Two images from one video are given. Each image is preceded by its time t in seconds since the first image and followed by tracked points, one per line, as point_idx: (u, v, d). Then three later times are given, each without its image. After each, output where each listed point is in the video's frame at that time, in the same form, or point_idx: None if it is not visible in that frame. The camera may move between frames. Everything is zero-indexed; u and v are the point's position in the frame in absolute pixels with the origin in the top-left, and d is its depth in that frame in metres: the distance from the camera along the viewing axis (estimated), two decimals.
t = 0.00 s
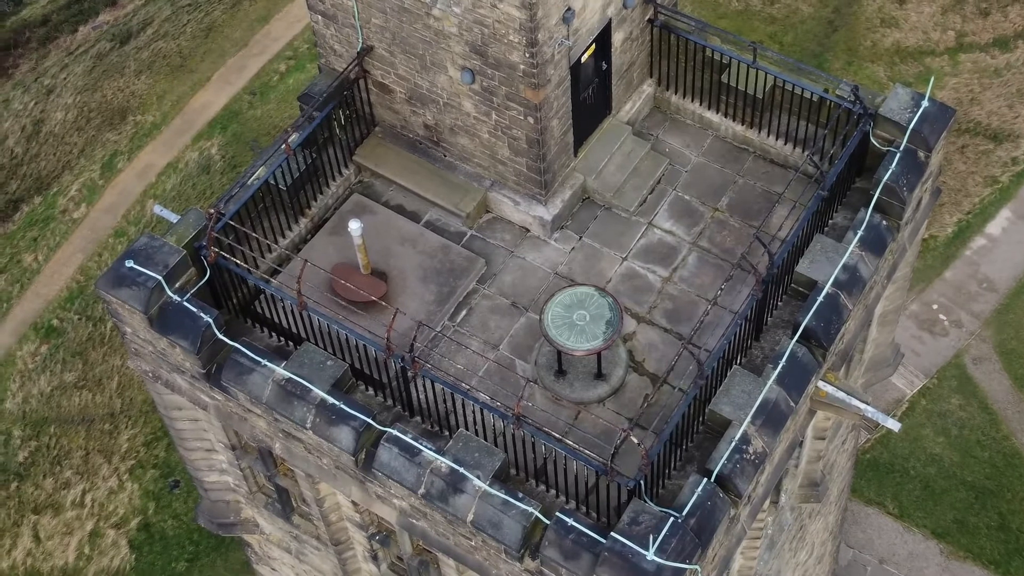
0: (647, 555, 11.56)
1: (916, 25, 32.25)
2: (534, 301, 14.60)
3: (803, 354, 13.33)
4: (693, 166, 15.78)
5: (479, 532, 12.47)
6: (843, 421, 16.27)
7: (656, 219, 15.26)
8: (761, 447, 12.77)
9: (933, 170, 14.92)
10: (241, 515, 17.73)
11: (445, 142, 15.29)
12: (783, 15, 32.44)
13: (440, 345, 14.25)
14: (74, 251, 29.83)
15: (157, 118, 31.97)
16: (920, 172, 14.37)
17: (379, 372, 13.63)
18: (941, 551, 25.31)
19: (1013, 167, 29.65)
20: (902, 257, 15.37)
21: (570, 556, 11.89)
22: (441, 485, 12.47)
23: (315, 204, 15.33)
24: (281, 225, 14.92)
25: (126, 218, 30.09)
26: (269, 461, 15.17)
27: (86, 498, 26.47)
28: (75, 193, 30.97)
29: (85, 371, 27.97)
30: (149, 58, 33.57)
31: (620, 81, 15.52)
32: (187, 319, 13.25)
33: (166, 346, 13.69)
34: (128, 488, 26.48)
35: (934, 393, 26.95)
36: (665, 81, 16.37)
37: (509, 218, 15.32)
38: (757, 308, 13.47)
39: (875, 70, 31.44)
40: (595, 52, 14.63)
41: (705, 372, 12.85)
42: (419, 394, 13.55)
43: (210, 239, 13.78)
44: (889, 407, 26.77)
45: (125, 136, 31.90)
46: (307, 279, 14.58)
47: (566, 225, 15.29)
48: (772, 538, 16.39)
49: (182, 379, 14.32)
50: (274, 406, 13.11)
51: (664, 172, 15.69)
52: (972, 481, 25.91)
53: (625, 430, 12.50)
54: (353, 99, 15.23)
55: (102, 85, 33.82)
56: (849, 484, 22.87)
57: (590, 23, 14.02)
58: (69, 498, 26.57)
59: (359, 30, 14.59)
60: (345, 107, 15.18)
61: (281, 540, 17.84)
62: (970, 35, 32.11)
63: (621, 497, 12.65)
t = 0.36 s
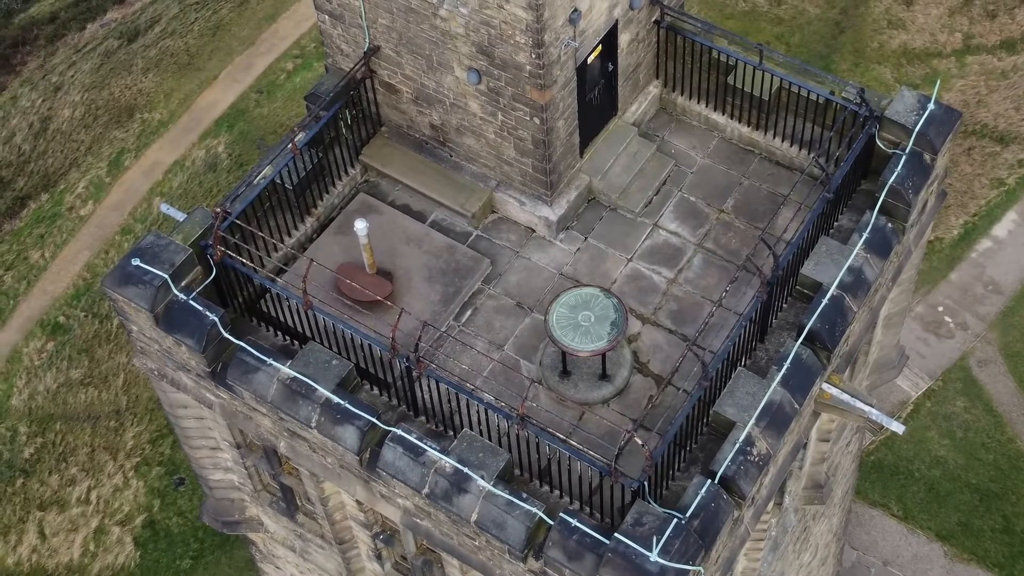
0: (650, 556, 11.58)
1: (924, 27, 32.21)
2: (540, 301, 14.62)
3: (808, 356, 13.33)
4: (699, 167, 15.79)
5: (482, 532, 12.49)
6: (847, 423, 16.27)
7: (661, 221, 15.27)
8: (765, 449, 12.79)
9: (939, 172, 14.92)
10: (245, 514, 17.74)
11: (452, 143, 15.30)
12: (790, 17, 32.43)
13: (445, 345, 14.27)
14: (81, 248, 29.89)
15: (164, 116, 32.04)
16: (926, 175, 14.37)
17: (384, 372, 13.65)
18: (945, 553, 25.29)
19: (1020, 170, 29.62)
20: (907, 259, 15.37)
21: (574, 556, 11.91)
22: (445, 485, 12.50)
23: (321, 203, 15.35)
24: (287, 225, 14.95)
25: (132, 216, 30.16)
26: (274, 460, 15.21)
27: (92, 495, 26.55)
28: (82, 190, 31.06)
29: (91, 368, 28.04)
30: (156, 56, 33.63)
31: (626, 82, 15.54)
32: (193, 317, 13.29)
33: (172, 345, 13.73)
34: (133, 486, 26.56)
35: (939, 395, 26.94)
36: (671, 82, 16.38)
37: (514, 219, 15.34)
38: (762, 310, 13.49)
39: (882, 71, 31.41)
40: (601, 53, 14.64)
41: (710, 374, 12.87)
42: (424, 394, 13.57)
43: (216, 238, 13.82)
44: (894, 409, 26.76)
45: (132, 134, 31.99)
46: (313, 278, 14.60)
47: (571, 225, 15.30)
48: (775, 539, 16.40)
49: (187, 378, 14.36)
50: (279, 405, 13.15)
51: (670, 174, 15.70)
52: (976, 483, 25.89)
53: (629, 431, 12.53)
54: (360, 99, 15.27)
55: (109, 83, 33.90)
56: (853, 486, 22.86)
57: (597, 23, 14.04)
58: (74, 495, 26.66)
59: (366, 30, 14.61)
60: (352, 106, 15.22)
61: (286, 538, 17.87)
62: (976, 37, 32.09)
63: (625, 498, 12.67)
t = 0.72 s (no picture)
0: (650, 557, 11.57)
1: (924, 26, 32.19)
2: (540, 301, 14.61)
3: (808, 356, 13.32)
4: (699, 167, 15.77)
5: (482, 532, 12.49)
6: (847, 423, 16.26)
7: (661, 220, 15.27)
8: (765, 449, 12.78)
9: (939, 172, 14.91)
10: (245, 513, 17.73)
11: (452, 142, 15.29)
12: (790, 16, 32.42)
13: (445, 345, 14.25)
14: (81, 248, 29.89)
15: (164, 115, 32.03)
16: (926, 175, 14.36)
17: (383, 371, 13.64)
18: (946, 554, 25.28)
19: (1020, 170, 29.61)
20: (908, 259, 15.36)
21: (573, 556, 11.90)
22: (444, 485, 12.49)
23: (320, 202, 15.34)
24: (286, 224, 14.94)
25: (133, 215, 30.16)
26: (273, 460, 15.20)
27: (92, 494, 26.54)
28: (82, 189, 31.05)
29: (91, 367, 28.04)
30: (157, 55, 33.63)
31: (627, 81, 15.53)
32: (192, 317, 13.29)
33: (171, 344, 13.73)
34: (133, 485, 26.55)
35: (939, 395, 26.93)
36: (671, 82, 16.36)
37: (514, 218, 15.32)
38: (762, 309, 13.48)
39: (882, 71, 31.40)
40: (601, 52, 14.63)
41: (710, 374, 12.86)
42: (424, 393, 13.56)
43: (215, 238, 13.80)
44: (895, 409, 26.74)
45: (133, 133, 31.99)
46: (312, 277, 14.59)
47: (571, 225, 15.29)
48: (775, 539, 16.38)
49: (187, 377, 14.35)
50: (278, 405, 13.15)
51: (670, 173, 15.69)
52: (977, 484, 25.88)
53: (629, 431, 12.52)
54: (360, 99, 15.27)
55: (110, 82, 33.89)
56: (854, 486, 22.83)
57: (597, 23, 14.03)
58: (74, 494, 26.65)
59: (366, 29, 14.60)
60: (352, 106, 15.22)
61: (286, 538, 17.85)
62: (977, 37, 32.06)
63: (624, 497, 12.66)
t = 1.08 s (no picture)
0: (649, 555, 11.54)
1: (924, 26, 32.16)
2: (539, 299, 14.57)
3: (808, 354, 13.30)
4: (699, 165, 15.73)
5: (481, 531, 12.45)
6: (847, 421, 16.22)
7: (661, 218, 15.23)
8: (765, 447, 12.75)
9: (939, 170, 14.87)
10: (244, 512, 17.69)
11: (451, 140, 15.25)
12: (790, 16, 32.38)
13: (444, 343, 14.21)
14: (80, 248, 29.85)
15: (164, 115, 31.99)
16: (927, 172, 14.32)
17: (382, 369, 13.60)
18: (946, 553, 25.24)
19: (1021, 170, 29.58)
20: (908, 257, 15.33)
21: (573, 554, 11.86)
22: (443, 483, 12.44)
23: (320, 200, 15.30)
24: (285, 222, 14.91)
25: (133, 215, 30.13)
26: (272, 458, 15.16)
27: (91, 494, 26.51)
28: (82, 189, 31.03)
29: (90, 367, 28.00)
30: (156, 55, 33.60)
31: (627, 79, 15.49)
32: (191, 315, 13.25)
33: (169, 342, 13.69)
34: (132, 485, 26.53)
35: (939, 394, 26.90)
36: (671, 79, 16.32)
37: (514, 216, 15.29)
38: (762, 307, 13.45)
39: (882, 70, 31.38)
40: (601, 50, 14.58)
41: (709, 371, 12.83)
42: (422, 391, 13.52)
43: (214, 235, 13.75)
44: (895, 409, 26.71)
45: (133, 133, 31.96)
46: (312, 275, 14.57)
47: (570, 222, 15.26)
48: (775, 538, 16.35)
49: (185, 375, 14.31)
50: (277, 403, 13.11)
51: (670, 171, 15.65)
52: (977, 483, 25.85)
53: (628, 429, 12.48)
54: (358, 96, 15.22)
55: (109, 82, 33.85)
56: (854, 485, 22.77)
57: (597, 20, 13.99)
58: (73, 494, 26.61)
59: (365, 27, 14.56)
60: (351, 103, 15.18)
61: (284, 537, 17.81)
62: (977, 36, 32.01)
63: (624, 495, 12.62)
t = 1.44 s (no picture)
0: (649, 552, 11.49)
1: (925, 25, 32.13)
2: (538, 296, 14.52)
3: (808, 351, 13.28)
4: (699, 162, 15.69)
5: (480, 528, 12.41)
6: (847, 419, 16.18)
7: (661, 215, 15.18)
8: (765, 444, 12.72)
9: (939, 167, 14.83)
10: (243, 510, 17.64)
11: (450, 136, 15.20)
12: (790, 15, 32.37)
13: (443, 340, 14.16)
14: (80, 247, 29.81)
15: (163, 113, 31.94)
16: (927, 169, 14.28)
17: (381, 366, 13.55)
18: (946, 552, 25.19)
19: (1021, 169, 29.53)
20: (908, 255, 15.29)
21: (572, 551, 11.82)
22: (442, 480, 12.40)
23: (319, 197, 15.24)
24: (284, 219, 14.85)
25: (132, 214, 30.10)
26: (271, 456, 15.12)
27: (91, 493, 26.46)
28: (81, 188, 31.00)
29: (89, 366, 27.95)
30: (155, 54, 33.58)
31: (626, 76, 15.44)
32: (189, 312, 13.20)
33: (168, 339, 13.64)
34: (132, 484, 26.49)
35: (940, 393, 26.86)
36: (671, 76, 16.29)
37: (513, 213, 15.24)
38: (762, 304, 13.43)
39: (882, 70, 31.35)
40: (600, 46, 14.54)
41: (710, 368, 12.79)
42: (422, 389, 13.49)
43: (212, 232, 13.69)
44: (895, 408, 26.67)
45: (132, 132, 31.93)
46: (311, 272, 14.55)
47: (570, 219, 15.21)
48: (775, 537, 16.31)
49: (183, 372, 14.27)
50: (275, 400, 13.08)
51: (670, 168, 15.61)
52: (977, 482, 25.80)
53: (628, 426, 12.44)
54: (357, 93, 15.16)
55: (108, 81, 33.83)
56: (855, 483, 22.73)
57: (596, 16, 13.95)
58: (73, 493, 26.57)
59: (364, 23, 14.51)
60: (349, 100, 15.11)
61: (283, 535, 17.76)
62: (978, 35, 31.98)
63: (624, 493, 12.58)
